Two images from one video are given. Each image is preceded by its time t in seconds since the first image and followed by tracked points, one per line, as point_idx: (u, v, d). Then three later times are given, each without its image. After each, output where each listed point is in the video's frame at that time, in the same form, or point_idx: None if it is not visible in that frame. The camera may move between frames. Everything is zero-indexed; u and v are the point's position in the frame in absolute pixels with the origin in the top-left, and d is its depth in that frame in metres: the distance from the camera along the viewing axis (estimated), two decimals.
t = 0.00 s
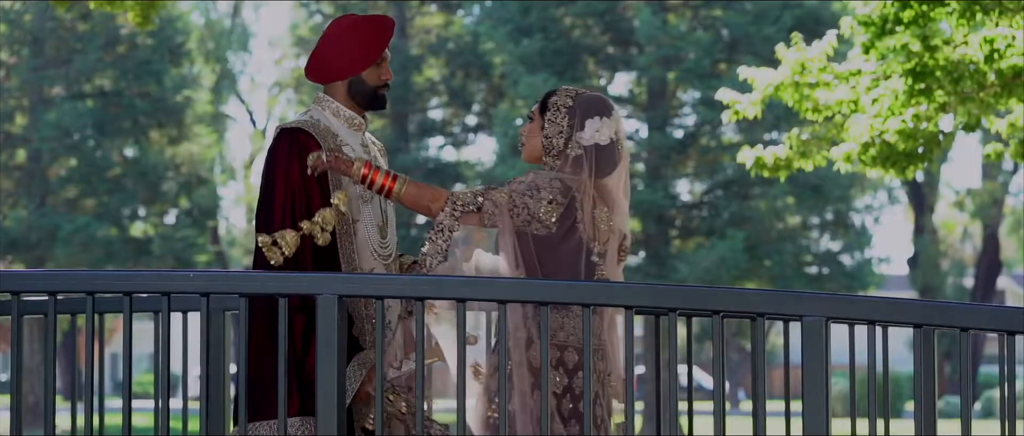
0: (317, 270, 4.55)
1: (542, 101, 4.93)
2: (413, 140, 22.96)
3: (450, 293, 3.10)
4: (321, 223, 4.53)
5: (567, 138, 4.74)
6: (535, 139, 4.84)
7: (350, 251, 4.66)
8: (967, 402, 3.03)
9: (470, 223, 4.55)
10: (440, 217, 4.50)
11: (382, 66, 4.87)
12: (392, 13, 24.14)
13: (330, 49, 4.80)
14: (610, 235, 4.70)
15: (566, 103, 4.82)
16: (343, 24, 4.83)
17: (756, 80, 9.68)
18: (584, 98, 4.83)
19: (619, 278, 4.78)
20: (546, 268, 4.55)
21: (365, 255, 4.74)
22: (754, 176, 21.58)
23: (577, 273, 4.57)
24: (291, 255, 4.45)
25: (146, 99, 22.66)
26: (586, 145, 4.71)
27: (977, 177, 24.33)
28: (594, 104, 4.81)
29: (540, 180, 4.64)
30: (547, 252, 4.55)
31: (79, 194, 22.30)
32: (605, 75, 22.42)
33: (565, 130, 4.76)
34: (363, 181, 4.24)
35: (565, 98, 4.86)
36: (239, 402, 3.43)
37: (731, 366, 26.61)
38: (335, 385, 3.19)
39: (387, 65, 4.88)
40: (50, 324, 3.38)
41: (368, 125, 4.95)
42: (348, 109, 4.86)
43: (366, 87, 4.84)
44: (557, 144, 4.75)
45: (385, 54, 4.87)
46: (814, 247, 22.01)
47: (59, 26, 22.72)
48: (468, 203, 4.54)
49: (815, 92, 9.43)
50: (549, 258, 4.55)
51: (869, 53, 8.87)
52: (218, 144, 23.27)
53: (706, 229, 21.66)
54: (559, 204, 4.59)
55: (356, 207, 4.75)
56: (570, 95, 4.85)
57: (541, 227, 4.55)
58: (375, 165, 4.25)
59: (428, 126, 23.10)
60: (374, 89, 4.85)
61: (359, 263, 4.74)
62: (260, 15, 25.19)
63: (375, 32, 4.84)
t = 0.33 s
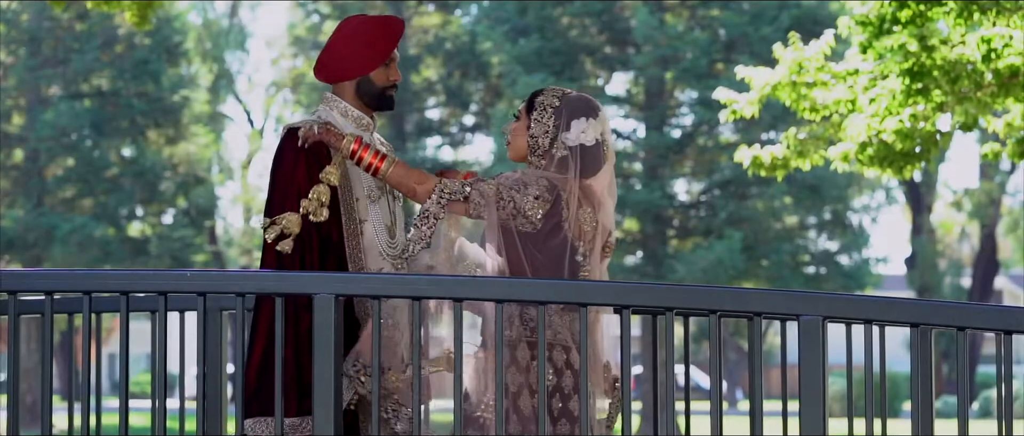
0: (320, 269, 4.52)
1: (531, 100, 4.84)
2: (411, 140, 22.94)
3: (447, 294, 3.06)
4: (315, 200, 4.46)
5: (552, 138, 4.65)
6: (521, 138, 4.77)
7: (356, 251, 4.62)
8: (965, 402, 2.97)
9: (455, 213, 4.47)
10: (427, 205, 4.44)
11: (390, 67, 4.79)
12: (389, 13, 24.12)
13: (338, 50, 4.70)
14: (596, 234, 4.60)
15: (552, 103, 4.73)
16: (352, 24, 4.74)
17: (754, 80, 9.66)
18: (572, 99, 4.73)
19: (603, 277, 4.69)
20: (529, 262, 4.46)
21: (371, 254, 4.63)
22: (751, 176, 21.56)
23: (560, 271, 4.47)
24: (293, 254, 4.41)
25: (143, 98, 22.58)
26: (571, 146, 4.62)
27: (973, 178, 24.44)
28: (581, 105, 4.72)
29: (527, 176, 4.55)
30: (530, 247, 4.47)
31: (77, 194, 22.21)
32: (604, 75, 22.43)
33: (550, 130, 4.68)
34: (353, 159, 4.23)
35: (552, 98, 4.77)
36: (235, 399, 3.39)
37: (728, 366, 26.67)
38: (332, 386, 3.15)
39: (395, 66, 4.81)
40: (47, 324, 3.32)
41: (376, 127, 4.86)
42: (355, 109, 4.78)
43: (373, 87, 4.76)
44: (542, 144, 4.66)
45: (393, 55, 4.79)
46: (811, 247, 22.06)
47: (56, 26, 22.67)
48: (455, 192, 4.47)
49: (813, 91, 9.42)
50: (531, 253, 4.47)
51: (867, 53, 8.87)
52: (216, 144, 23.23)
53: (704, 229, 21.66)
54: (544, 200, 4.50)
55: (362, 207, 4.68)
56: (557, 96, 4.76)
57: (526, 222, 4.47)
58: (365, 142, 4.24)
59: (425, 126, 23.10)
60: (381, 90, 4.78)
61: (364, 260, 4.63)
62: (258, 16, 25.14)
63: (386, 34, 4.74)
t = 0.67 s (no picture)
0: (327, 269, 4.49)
1: (518, 101, 4.85)
2: (409, 139, 23.02)
3: (441, 292, 3.05)
4: (318, 185, 4.51)
5: (539, 139, 4.65)
6: (508, 138, 4.79)
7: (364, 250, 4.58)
8: (961, 403, 2.95)
9: (443, 207, 4.42)
10: (417, 197, 4.36)
11: (400, 68, 4.77)
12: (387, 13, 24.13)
13: (350, 48, 4.69)
14: (581, 234, 4.57)
15: (541, 104, 4.74)
16: (362, 21, 4.72)
17: (751, 79, 9.58)
18: (559, 101, 4.74)
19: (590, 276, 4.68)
20: (515, 260, 4.41)
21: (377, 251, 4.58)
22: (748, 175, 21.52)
23: (547, 269, 4.42)
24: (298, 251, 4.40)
25: (141, 98, 22.53)
26: (559, 147, 4.61)
27: (973, 178, 24.43)
28: (569, 107, 4.72)
29: (515, 174, 4.52)
30: (517, 244, 4.42)
31: (74, 194, 22.14)
32: (601, 74, 22.53)
33: (537, 131, 4.68)
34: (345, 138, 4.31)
35: (541, 99, 4.78)
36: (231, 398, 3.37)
37: (726, 366, 26.69)
38: (328, 388, 3.12)
39: (405, 66, 4.78)
40: (44, 325, 3.28)
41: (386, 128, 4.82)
42: (364, 109, 4.72)
43: (383, 87, 4.72)
44: (529, 145, 4.65)
45: (403, 55, 4.77)
46: (809, 247, 22.07)
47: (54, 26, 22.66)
48: (444, 185, 4.41)
49: (810, 91, 9.40)
50: (518, 251, 4.42)
51: (864, 53, 8.92)
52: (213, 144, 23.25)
53: (701, 230, 21.51)
54: (533, 198, 4.48)
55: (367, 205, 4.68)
56: (546, 97, 4.78)
57: (512, 220, 4.43)
58: (359, 124, 4.31)
59: (423, 126, 23.08)
60: (390, 90, 4.74)
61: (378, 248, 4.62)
62: (255, 15, 25.06)
63: (397, 33, 4.72)
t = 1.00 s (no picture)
0: (335, 267, 4.50)
1: (507, 99, 4.72)
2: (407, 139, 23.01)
3: (437, 292, 3.03)
4: (326, 175, 4.56)
5: (527, 139, 4.53)
6: (496, 137, 4.62)
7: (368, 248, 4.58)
8: (961, 403, 2.94)
9: (431, 200, 4.37)
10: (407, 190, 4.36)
11: (411, 68, 4.77)
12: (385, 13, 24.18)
13: (361, 49, 4.70)
14: (568, 234, 4.48)
15: (530, 105, 4.62)
16: (373, 23, 4.74)
17: (749, 79, 9.54)
18: (547, 101, 4.62)
19: (577, 275, 4.56)
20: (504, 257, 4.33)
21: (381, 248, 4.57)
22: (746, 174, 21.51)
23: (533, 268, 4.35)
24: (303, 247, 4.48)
25: (139, 98, 22.53)
26: (547, 148, 4.50)
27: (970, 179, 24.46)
28: (557, 107, 4.61)
29: (504, 172, 4.44)
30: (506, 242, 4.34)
31: (72, 194, 22.11)
32: (599, 74, 22.59)
33: (526, 131, 4.55)
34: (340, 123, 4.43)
35: (530, 99, 4.65)
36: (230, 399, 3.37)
37: (724, 366, 26.71)
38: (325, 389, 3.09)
39: (416, 68, 4.79)
40: (41, 325, 3.25)
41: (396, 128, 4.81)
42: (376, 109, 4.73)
43: (392, 87, 4.71)
44: (517, 145, 4.53)
45: (415, 57, 4.78)
46: (807, 247, 22.08)
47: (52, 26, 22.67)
48: (434, 179, 4.36)
49: (808, 91, 9.37)
50: (506, 250, 4.34)
51: (861, 53, 8.92)
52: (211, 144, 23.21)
53: (700, 229, 21.68)
54: (521, 198, 4.38)
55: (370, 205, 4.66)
56: (534, 98, 4.66)
57: (496, 217, 4.34)
58: (353, 111, 4.43)
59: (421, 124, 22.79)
60: (400, 90, 4.74)
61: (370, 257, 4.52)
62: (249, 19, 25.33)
63: (408, 35, 4.73)
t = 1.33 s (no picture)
0: (339, 267, 4.31)
1: (499, 96, 4.51)
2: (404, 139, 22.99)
3: (432, 290, 2.96)
4: (339, 163, 4.34)
5: (516, 139, 4.33)
6: (485, 135, 4.42)
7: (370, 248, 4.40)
8: (955, 402, 2.90)
9: (421, 192, 4.20)
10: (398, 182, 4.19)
11: (419, 71, 4.50)
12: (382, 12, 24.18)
13: (369, 49, 4.43)
14: (555, 236, 4.31)
15: (520, 104, 4.41)
16: (382, 22, 4.47)
17: (746, 78, 9.55)
18: (538, 101, 4.42)
19: (565, 273, 4.45)
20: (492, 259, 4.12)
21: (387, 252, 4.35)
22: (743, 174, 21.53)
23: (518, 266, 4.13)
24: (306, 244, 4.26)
25: (136, 98, 22.53)
26: (535, 149, 4.31)
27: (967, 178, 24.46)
28: (547, 108, 4.40)
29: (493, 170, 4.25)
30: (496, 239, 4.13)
31: (69, 194, 22.02)
32: (596, 74, 22.63)
33: (514, 130, 4.35)
34: (334, 111, 4.25)
35: (520, 98, 4.44)
36: (225, 400, 3.31)
37: (721, 366, 26.71)
38: (321, 393, 3.02)
39: (425, 70, 4.52)
40: (37, 323, 3.23)
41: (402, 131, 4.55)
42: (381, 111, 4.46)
43: (400, 88, 4.46)
44: (505, 144, 4.33)
45: (424, 60, 4.51)
46: (803, 247, 22.07)
47: (48, 26, 22.62)
48: (425, 172, 4.19)
49: (805, 90, 9.36)
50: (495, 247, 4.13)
51: (859, 52, 8.87)
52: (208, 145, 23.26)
53: (696, 229, 21.65)
54: (509, 197, 4.20)
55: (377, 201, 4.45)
56: (525, 97, 4.44)
57: (482, 214, 4.17)
58: (347, 100, 4.26)
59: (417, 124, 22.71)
60: (405, 93, 4.47)
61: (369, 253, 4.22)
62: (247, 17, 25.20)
63: (419, 33, 4.44)
